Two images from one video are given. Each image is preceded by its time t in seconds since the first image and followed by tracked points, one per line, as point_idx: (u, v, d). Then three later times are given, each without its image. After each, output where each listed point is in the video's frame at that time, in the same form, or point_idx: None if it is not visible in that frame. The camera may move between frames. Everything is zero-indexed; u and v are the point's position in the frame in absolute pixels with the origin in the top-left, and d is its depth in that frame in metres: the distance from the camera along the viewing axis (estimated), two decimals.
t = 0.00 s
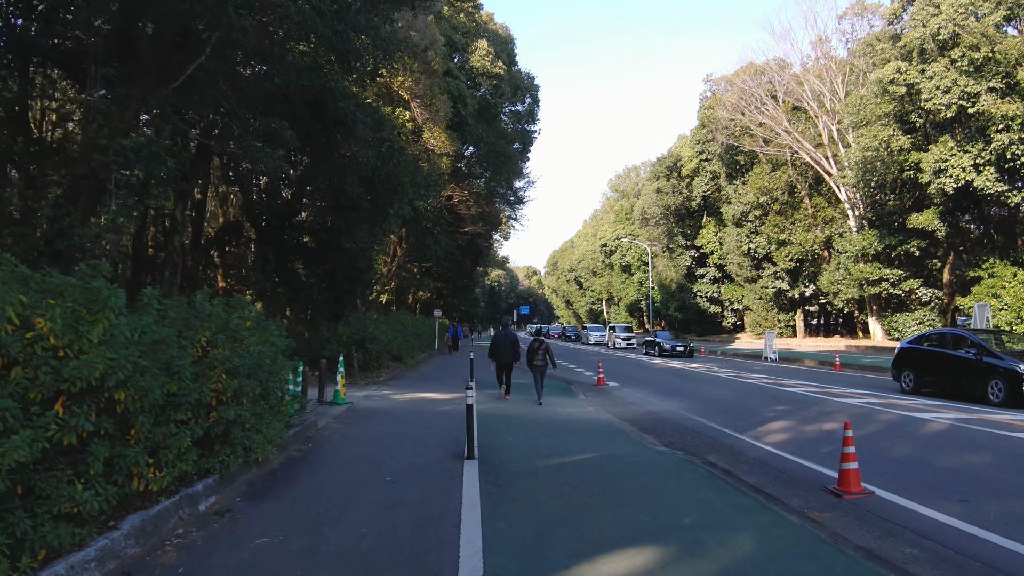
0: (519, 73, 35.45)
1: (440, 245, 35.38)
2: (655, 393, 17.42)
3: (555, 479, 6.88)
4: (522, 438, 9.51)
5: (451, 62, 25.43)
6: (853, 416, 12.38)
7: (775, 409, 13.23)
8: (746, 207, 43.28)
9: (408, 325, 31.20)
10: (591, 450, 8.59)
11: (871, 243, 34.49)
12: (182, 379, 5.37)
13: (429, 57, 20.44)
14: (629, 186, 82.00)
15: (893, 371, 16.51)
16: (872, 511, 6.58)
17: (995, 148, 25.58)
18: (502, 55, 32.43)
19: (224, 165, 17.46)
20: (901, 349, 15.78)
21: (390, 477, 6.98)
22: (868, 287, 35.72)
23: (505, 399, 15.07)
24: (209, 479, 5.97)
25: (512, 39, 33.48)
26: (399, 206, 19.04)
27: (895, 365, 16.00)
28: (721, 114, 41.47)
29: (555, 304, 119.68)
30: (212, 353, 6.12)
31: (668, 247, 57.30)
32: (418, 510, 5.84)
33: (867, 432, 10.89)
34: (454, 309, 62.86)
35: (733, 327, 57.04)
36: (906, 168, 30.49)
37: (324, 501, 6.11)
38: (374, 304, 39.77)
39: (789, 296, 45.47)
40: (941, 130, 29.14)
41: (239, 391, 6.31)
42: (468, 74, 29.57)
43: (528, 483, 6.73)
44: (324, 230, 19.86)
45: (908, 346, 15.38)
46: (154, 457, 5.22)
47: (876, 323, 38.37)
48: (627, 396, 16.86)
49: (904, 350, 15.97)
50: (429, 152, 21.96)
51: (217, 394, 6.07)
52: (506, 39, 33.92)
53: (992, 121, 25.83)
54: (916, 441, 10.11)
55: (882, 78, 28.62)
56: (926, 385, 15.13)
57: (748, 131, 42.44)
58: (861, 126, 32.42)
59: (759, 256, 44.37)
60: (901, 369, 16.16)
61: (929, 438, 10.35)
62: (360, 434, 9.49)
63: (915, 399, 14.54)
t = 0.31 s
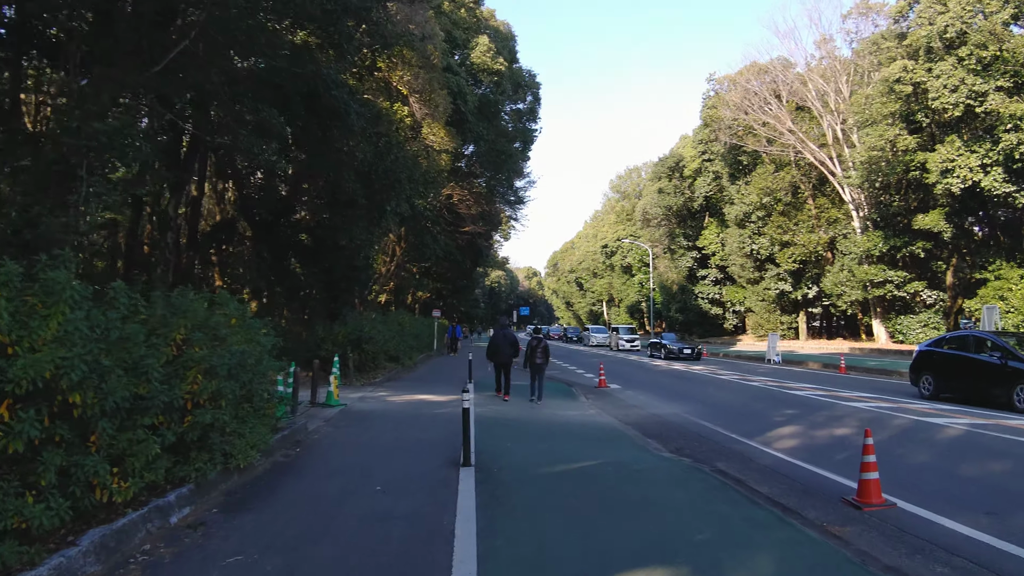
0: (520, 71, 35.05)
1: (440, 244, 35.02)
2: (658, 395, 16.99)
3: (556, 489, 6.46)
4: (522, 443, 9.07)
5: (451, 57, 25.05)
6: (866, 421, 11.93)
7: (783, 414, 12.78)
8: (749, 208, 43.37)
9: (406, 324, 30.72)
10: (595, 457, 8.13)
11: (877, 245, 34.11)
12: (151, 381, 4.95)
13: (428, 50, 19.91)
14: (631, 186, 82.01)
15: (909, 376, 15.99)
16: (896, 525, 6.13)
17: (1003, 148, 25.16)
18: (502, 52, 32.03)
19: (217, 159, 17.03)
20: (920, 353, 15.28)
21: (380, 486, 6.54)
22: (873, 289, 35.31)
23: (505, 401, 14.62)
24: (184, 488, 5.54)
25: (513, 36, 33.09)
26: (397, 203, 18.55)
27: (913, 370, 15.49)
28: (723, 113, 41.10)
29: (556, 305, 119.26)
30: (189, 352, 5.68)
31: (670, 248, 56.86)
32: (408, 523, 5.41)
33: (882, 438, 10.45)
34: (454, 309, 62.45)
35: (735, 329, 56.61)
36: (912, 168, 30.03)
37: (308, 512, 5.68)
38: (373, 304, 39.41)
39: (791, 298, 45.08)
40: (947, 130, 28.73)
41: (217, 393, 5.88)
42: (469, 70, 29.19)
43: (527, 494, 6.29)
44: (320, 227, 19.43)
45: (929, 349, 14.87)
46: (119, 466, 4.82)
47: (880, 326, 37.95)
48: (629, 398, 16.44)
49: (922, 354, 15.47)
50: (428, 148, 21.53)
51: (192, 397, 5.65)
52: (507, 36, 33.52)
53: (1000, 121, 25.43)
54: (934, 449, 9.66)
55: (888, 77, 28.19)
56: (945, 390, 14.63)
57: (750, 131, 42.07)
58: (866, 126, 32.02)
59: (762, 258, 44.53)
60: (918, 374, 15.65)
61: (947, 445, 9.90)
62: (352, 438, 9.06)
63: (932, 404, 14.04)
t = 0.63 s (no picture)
0: (518, 67, 34.62)
1: (439, 244, 34.61)
2: (660, 396, 16.56)
3: (556, 499, 6.03)
4: (521, 448, 8.64)
5: (448, 53, 24.64)
6: (879, 421, 11.49)
7: (793, 414, 12.36)
8: (750, 204, 42.72)
9: (404, 325, 30.24)
10: (598, 463, 7.70)
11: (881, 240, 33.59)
12: (110, 389, 4.67)
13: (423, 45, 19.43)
14: (631, 184, 81.57)
15: (926, 374, 15.46)
16: (922, 535, 5.71)
17: (1010, 140, 24.71)
18: (500, 49, 31.62)
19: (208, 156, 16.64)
20: (938, 350, 14.85)
21: (369, 497, 6.13)
22: (878, 285, 34.93)
23: (505, 403, 14.20)
24: (153, 503, 5.15)
25: (511, 32, 32.68)
26: (393, 201, 18.09)
27: (931, 368, 15.03)
28: (723, 109, 40.69)
29: (556, 305, 118.88)
30: (159, 355, 5.30)
31: (670, 246, 56.41)
32: (394, 538, 5.01)
33: (897, 439, 10.01)
34: (454, 310, 62.05)
35: (737, 327, 56.24)
36: (917, 162, 29.56)
37: (289, 528, 5.26)
38: (372, 305, 38.97)
39: (794, 296, 44.62)
40: (952, 123, 28.28)
41: (190, 400, 5.46)
42: (466, 67, 28.84)
43: (524, 504, 5.87)
44: (314, 225, 19.01)
45: (947, 346, 14.45)
46: (76, 480, 4.48)
47: (884, 322, 37.51)
48: (632, 399, 16.02)
49: (940, 351, 15.01)
50: (424, 145, 21.11)
51: (162, 405, 5.25)
52: (504, 32, 33.12)
53: (1007, 112, 24.98)
54: (954, 450, 9.23)
55: (891, 69, 27.74)
56: (965, 389, 14.17)
57: (751, 127, 41.67)
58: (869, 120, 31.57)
59: (764, 254, 43.85)
60: (936, 372, 15.16)
61: (966, 445, 9.47)
62: (344, 443, 8.65)
63: (950, 402, 13.58)
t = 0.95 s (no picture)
0: (514, 62, 34.19)
1: (438, 242, 34.22)
2: (662, 394, 16.17)
3: (558, 509, 5.63)
4: (521, 452, 8.23)
5: (442, 47, 24.21)
6: (893, 417, 11.08)
7: (802, 411, 11.94)
8: (752, 198, 42.51)
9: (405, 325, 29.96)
10: (602, 468, 7.29)
11: (885, 232, 33.00)
12: (66, 400, 4.24)
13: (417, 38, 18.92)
14: (630, 180, 81.11)
15: (941, 368, 15.03)
16: (952, 543, 5.31)
17: (1017, 128, 24.27)
18: (496, 44, 31.21)
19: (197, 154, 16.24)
20: (954, 344, 14.43)
21: (358, 510, 5.74)
22: (882, 278, 34.59)
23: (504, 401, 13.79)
24: (121, 522, 4.75)
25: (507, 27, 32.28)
26: (388, 198, 17.66)
27: (948, 363, 14.62)
28: (723, 102, 40.23)
29: (557, 303, 118.50)
30: (125, 362, 4.89)
31: (671, 241, 55.94)
32: (382, 555, 4.62)
33: (913, 436, 9.60)
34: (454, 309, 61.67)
35: (739, 322, 55.85)
36: (920, 152, 29.11)
37: (269, 547, 4.86)
38: (371, 305, 38.60)
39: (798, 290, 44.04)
40: (955, 111, 27.82)
41: (160, 410, 5.06)
42: (462, 62, 28.42)
43: (523, 516, 5.47)
44: (307, 224, 18.62)
45: (965, 340, 14.02)
46: (32, 500, 4.10)
47: (890, 316, 37.10)
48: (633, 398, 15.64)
49: (957, 345, 14.59)
50: (419, 141, 20.70)
51: (128, 417, 4.86)
52: (500, 27, 32.71)
53: (1012, 100, 24.54)
54: (974, 447, 8.82)
55: (893, 59, 27.28)
56: (983, 383, 13.75)
57: (751, 120, 41.28)
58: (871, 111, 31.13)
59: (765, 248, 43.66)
60: (953, 367, 14.74)
61: (986, 442, 9.07)
62: (336, 450, 8.26)
63: (968, 398, 13.15)
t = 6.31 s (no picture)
0: None
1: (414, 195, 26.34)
2: (788, 420, 8.67)
3: None
4: None
5: None
6: None
7: None
8: (806, 144, 34.97)
9: (383, 297, 22.86)
10: None
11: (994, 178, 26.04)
12: None
13: None
14: (643, 140, 72.74)
15: None
16: None
17: None
18: None
19: None
20: None
21: None
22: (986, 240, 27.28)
23: (489, 452, 6.33)
24: None
25: None
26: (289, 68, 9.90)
27: None
28: (774, 22, 31.90)
29: (560, 279, 110.89)
30: None
31: (694, 205, 47.68)
32: None
33: None
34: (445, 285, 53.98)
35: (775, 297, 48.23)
36: None
37: None
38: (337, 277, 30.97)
39: (859, 256, 37.21)
40: None
41: None
42: None
43: None
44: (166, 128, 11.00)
45: None
46: None
47: (989, 288, 29.53)
48: (740, 429, 8.14)
49: None
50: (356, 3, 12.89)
51: None
52: None
53: None
54: None
55: None
56: None
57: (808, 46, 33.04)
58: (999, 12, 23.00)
59: (820, 207, 36.55)
60: None
61: None
62: None
63: None
